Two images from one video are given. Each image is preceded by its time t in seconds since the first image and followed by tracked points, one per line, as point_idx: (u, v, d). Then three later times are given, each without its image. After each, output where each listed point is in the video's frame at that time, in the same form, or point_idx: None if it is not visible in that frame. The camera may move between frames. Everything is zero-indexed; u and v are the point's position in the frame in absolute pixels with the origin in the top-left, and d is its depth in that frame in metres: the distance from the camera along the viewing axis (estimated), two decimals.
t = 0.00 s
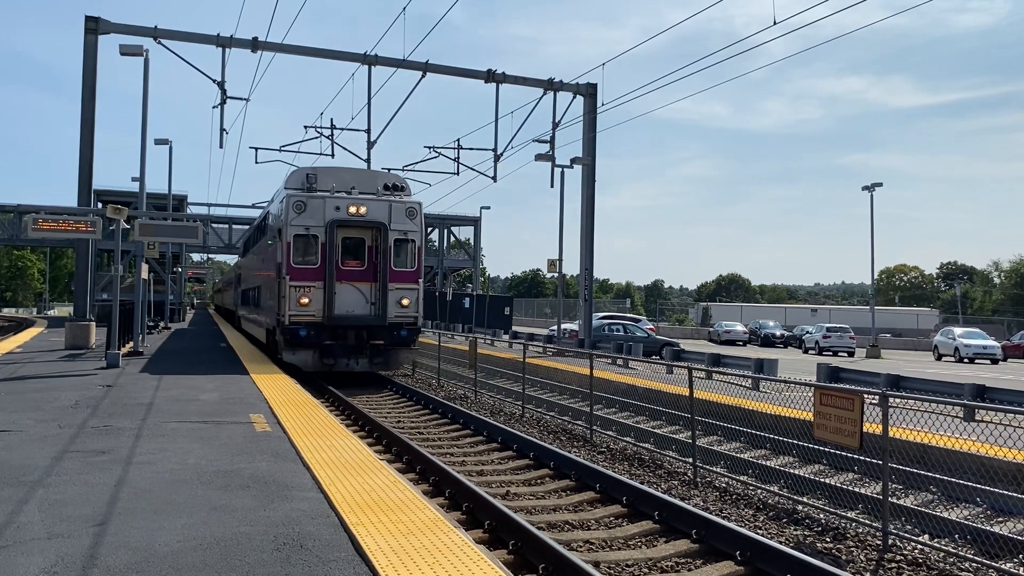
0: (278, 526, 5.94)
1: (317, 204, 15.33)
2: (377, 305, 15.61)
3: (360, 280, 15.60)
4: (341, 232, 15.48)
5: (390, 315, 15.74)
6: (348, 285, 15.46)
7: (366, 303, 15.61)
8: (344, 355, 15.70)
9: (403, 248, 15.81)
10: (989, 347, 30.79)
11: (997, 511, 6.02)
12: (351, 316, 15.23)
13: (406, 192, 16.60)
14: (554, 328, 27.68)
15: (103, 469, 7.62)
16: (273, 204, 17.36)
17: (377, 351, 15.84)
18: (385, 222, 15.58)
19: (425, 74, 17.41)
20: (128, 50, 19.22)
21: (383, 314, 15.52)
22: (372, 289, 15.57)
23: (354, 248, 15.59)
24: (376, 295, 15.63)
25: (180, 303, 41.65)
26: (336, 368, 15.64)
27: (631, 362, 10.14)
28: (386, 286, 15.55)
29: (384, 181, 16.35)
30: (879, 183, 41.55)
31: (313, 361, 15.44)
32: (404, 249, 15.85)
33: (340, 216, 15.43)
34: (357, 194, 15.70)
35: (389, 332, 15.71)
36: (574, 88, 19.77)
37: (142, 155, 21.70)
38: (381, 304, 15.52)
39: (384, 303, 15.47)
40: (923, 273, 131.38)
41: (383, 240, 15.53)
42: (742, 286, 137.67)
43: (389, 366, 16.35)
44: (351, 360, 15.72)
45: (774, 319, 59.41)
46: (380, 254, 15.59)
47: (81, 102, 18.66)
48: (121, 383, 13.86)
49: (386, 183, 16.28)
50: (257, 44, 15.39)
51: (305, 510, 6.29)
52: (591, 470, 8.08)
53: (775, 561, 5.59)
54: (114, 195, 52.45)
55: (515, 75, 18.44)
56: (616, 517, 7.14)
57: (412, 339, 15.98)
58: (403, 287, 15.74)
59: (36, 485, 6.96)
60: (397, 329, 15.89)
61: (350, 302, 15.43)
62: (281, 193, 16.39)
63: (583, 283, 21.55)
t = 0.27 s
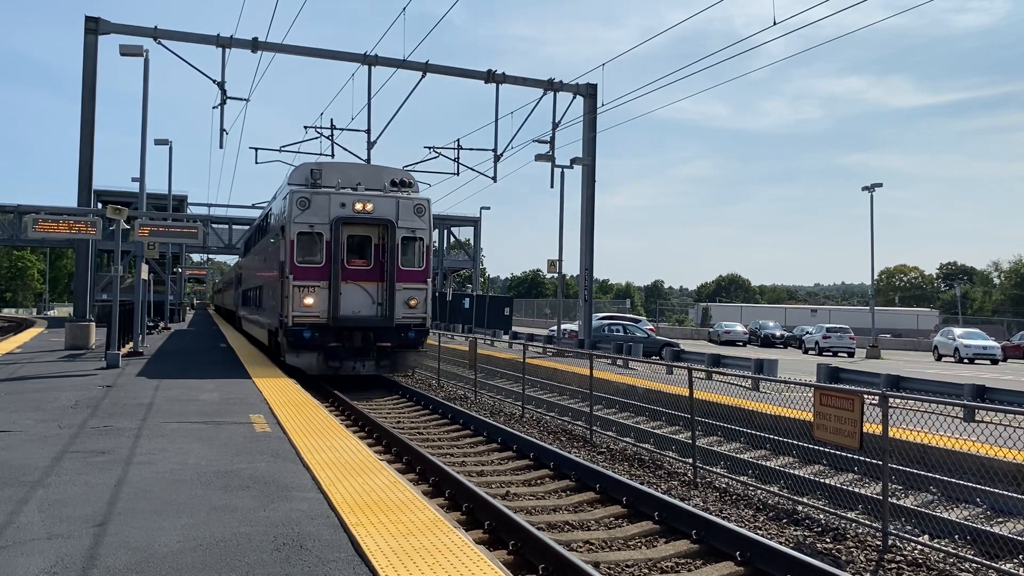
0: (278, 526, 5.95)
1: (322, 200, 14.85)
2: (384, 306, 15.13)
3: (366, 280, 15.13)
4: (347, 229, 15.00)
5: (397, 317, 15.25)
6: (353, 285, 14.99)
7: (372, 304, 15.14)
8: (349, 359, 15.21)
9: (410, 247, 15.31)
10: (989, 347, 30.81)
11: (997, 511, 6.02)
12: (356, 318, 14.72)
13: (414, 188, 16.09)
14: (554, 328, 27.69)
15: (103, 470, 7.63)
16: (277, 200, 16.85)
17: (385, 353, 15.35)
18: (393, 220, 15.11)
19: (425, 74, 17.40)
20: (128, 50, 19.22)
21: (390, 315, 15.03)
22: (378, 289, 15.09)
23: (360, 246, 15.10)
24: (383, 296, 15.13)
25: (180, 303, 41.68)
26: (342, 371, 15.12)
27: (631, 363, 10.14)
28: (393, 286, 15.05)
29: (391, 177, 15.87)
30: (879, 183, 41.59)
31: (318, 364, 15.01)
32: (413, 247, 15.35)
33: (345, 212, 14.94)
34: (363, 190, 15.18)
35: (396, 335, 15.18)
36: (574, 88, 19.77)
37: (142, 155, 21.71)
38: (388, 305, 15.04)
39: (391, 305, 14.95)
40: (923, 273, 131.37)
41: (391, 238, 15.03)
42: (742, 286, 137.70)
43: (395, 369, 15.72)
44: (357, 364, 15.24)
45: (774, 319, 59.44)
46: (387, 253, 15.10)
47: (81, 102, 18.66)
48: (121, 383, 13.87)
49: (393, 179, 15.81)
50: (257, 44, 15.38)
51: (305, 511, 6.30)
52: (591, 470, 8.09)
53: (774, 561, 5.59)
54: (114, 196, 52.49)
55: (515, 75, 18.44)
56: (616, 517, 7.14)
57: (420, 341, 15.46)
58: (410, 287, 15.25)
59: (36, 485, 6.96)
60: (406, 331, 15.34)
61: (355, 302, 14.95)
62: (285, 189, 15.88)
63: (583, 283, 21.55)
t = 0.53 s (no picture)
0: (278, 526, 5.95)
1: (327, 195, 14.49)
2: (392, 306, 14.82)
3: (373, 279, 14.81)
4: (353, 226, 14.65)
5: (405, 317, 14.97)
6: (360, 285, 14.67)
7: (379, 304, 14.84)
8: (355, 362, 14.83)
9: (418, 245, 15.03)
10: (989, 347, 30.81)
11: (997, 511, 6.02)
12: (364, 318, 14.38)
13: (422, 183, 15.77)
14: (554, 328, 27.69)
15: (104, 470, 7.63)
16: (280, 196, 16.47)
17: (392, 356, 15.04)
18: (400, 217, 14.79)
19: (425, 74, 17.40)
20: (128, 50, 19.22)
21: (398, 316, 14.76)
22: (385, 288, 14.81)
23: (367, 244, 14.79)
24: (391, 295, 14.83)
25: (180, 303, 41.68)
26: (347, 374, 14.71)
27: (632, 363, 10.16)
28: (401, 286, 14.77)
29: (397, 171, 15.42)
30: (879, 183, 41.61)
31: (322, 368, 14.61)
32: (422, 246, 15.08)
33: (352, 208, 14.60)
34: (370, 185, 14.85)
35: (404, 336, 14.92)
36: (574, 88, 19.77)
37: (142, 155, 21.71)
38: (396, 305, 14.76)
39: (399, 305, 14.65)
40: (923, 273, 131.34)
41: (399, 236, 14.72)
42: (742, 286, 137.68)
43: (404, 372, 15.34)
44: (363, 366, 14.87)
45: (774, 319, 59.43)
46: (395, 251, 14.80)
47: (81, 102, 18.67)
48: (121, 383, 13.87)
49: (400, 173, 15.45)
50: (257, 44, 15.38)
51: (304, 511, 6.29)
52: (591, 470, 8.09)
53: (774, 561, 5.59)
54: (114, 195, 52.49)
55: (515, 75, 18.43)
56: (616, 517, 7.14)
57: (429, 342, 15.18)
58: (419, 286, 14.97)
59: (36, 485, 6.96)
60: (414, 333, 15.08)
61: (362, 302, 14.65)
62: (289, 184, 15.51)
63: (583, 283, 21.54)
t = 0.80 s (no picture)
0: (278, 526, 5.94)
1: (333, 190, 14.06)
2: (400, 306, 14.37)
3: (381, 278, 14.38)
4: (360, 222, 14.23)
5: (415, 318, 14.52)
6: (367, 284, 14.23)
7: (387, 304, 14.40)
8: (362, 365, 14.38)
9: (427, 243, 14.64)
10: (989, 347, 30.81)
11: (997, 511, 6.02)
12: (371, 319, 13.94)
13: (432, 178, 15.36)
14: (554, 329, 27.68)
15: (103, 469, 7.63)
16: (284, 192, 16.00)
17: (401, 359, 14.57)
18: (410, 212, 14.37)
19: (425, 74, 17.40)
20: (128, 50, 19.23)
21: (408, 317, 14.29)
22: (394, 288, 14.37)
23: (375, 242, 14.38)
24: (399, 295, 14.38)
25: (180, 303, 41.65)
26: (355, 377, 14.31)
27: (632, 362, 10.16)
28: (411, 285, 14.32)
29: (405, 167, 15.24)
30: (879, 184, 41.66)
31: (328, 371, 14.17)
32: (431, 244, 14.66)
33: (359, 204, 14.18)
34: (378, 180, 14.43)
35: (413, 338, 14.47)
36: (574, 88, 19.77)
37: (142, 155, 21.71)
38: (405, 306, 14.31)
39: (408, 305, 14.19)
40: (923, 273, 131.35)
41: (408, 234, 14.29)
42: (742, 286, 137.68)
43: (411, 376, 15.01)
44: (371, 370, 14.41)
45: (774, 319, 59.43)
46: (404, 249, 14.37)
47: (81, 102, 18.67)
48: (121, 383, 13.86)
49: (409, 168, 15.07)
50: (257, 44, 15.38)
51: (304, 510, 6.29)
52: (591, 470, 8.08)
53: (774, 562, 5.59)
54: (114, 195, 52.48)
55: (515, 75, 18.43)
56: (616, 517, 7.14)
57: (439, 344, 14.71)
58: (429, 286, 14.53)
59: (36, 485, 6.96)
60: (424, 334, 14.62)
61: (370, 302, 14.20)
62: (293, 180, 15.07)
63: (583, 283, 21.53)
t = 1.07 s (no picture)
0: (278, 526, 5.94)
1: (340, 185, 13.59)
2: (410, 306, 13.90)
3: (389, 277, 13.92)
4: (368, 218, 13.76)
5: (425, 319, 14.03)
6: (376, 283, 13.77)
7: (397, 304, 13.92)
8: (370, 368, 13.93)
9: (438, 240, 14.16)
10: (989, 347, 30.81)
11: (997, 511, 6.03)
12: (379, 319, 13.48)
13: (442, 173, 14.89)
14: (554, 329, 27.68)
15: (103, 469, 7.62)
16: (288, 186, 15.50)
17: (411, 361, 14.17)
18: (419, 208, 13.90)
19: (425, 74, 17.40)
20: (128, 50, 19.23)
21: (418, 317, 13.82)
22: (403, 287, 13.90)
23: (383, 239, 13.91)
24: (408, 295, 13.91)
25: (180, 303, 41.66)
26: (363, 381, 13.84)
27: (631, 363, 10.17)
28: (421, 285, 13.84)
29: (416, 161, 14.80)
30: (879, 184, 41.68)
31: (334, 375, 13.72)
32: (442, 242, 14.19)
33: (367, 199, 13.72)
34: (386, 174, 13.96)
35: (424, 339, 13.99)
36: (574, 88, 19.78)
37: (142, 155, 21.72)
38: (415, 306, 13.82)
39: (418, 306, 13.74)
40: (923, 273, 131.34)
41: (417, 231, 13.84)
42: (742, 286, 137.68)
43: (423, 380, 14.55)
44: (379, 373, 13.97)
45: (774, 319, 59.46)
46: (414, 246, 13.90)
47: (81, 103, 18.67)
48: (121, 383, 13.86)
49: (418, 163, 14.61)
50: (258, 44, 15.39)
51: (304, 510, 6.29)
52: (591, 470, 8.08)
53: (774, 562, 5.59)
54: (114, 196, 52.50)
55: (515, 75, 18.43)
56: (616, 517, 7.13)
57: (450, 346, 14.32)
58: (440, 285, 14.06)
59: (36, 485, 6.96)
60: (434, 336, 14.20)
61: (378, 302, 13.75)
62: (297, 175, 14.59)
63: (582, 283, 21.53)
